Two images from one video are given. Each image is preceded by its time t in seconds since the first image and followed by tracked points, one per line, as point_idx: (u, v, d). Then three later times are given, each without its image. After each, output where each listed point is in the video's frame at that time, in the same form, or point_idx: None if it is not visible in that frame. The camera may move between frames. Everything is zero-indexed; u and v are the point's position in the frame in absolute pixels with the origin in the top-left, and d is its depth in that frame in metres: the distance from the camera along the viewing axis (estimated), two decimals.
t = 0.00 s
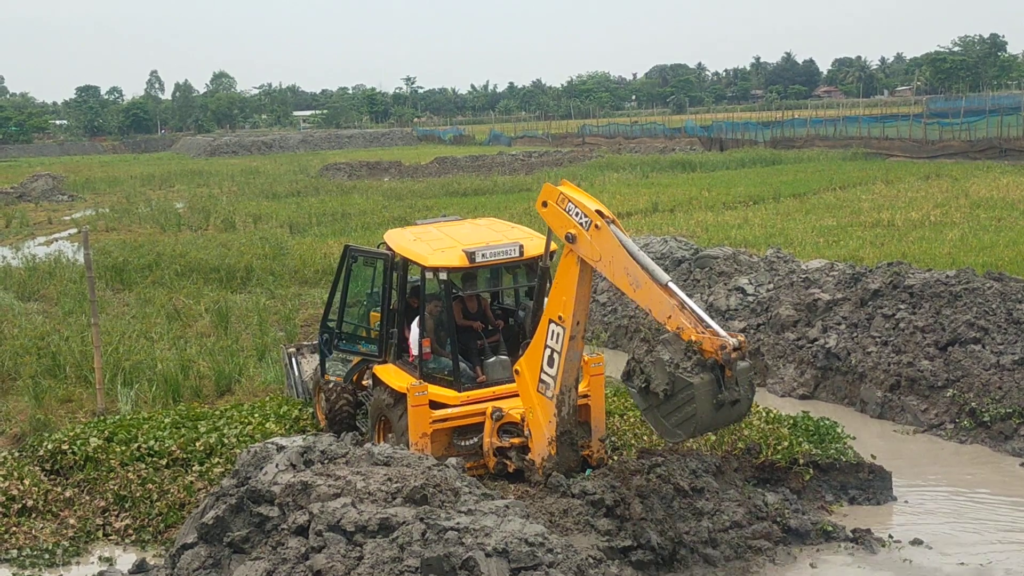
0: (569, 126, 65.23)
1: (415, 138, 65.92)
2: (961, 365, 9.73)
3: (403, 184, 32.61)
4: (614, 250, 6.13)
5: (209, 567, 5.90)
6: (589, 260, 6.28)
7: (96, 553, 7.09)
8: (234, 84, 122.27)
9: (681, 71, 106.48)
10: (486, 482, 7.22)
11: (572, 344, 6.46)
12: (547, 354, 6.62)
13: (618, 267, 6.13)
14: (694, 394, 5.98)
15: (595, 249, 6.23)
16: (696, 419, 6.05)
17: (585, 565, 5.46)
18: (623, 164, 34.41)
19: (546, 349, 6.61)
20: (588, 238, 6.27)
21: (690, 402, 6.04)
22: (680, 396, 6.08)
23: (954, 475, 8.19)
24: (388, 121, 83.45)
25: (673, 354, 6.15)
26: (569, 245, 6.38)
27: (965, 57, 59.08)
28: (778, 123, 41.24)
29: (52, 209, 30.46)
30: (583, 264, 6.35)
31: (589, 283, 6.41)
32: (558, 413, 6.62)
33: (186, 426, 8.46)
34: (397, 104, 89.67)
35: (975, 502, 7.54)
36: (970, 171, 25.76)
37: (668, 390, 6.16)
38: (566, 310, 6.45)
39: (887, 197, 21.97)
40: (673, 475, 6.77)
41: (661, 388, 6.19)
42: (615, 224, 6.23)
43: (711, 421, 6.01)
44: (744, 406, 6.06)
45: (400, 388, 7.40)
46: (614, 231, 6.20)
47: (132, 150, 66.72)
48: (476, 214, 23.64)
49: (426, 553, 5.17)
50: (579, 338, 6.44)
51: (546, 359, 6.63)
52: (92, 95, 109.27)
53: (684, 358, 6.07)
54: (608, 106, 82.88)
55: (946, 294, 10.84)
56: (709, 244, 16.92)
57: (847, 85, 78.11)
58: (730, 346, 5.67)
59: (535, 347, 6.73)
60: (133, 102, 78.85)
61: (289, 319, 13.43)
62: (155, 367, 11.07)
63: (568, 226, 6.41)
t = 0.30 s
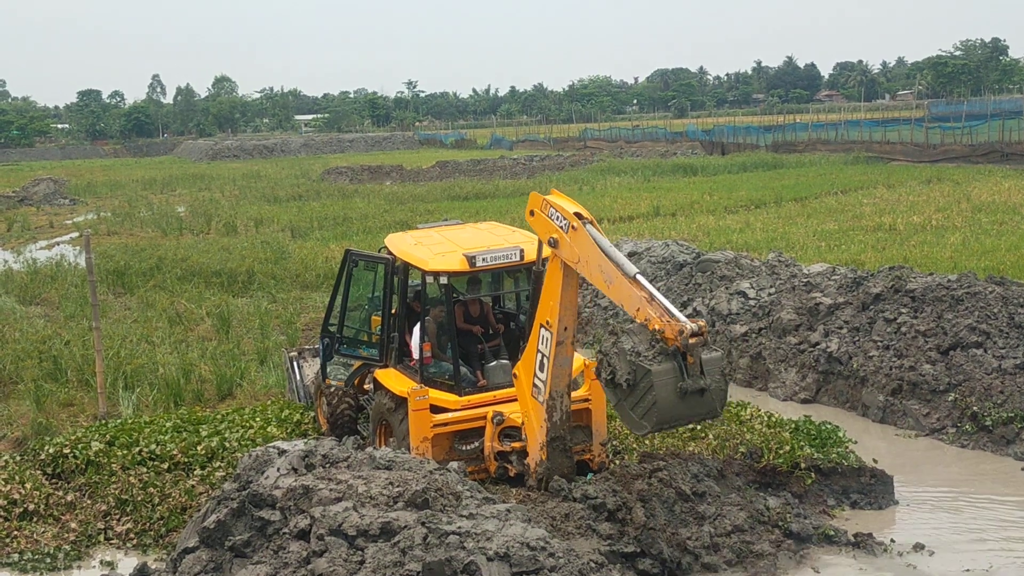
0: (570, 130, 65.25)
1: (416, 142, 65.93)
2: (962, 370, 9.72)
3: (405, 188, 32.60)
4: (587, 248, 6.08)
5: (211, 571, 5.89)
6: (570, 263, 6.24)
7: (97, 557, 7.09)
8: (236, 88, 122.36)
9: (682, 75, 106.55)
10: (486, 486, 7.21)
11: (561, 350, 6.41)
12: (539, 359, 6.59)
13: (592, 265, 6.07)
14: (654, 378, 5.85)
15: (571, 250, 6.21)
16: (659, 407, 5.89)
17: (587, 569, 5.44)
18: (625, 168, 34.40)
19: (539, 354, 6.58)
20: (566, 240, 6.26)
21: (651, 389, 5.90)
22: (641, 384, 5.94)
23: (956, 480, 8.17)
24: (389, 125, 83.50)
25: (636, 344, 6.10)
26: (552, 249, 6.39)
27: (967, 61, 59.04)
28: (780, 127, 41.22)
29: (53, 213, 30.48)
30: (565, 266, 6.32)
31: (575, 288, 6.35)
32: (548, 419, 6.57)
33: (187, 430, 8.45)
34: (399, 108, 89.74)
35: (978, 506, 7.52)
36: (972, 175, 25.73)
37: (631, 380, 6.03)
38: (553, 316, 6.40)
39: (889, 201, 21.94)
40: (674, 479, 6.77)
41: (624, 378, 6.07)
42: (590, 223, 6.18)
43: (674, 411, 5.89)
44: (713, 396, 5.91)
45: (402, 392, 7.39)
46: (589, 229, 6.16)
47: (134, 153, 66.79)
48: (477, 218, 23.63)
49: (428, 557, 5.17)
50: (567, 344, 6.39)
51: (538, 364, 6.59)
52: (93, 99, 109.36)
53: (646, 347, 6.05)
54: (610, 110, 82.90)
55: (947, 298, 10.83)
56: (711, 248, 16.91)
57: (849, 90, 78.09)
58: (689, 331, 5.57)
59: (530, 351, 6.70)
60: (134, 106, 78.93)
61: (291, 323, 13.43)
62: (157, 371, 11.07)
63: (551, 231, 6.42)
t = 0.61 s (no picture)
0: (572, 132, 65.28)
1: (419, 144, 65.95)
2: (966, 372, 9.69)
3: (407, 190, 32.62)
4: (555, 251, 6.12)
5: (213, 573, 5.87)
6: (545, 265, 6.28)
7: (99, 560, 7.09)
8: (238, 90, 122.51)
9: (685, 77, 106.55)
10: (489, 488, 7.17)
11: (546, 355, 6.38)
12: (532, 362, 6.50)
13: (557, 268, 6.10)
14: (584, 382, 5.69)
15: (544, 253, 6.26)
16: (592, 410, 5.73)
17: (589, 572, 5.40)
18: (628, 170, 34.40)
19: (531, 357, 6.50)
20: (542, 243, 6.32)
21: (583, 392, 5.73)
22: (575, 387, 5.79)
23: (959, 482, 8.14)
24: (392, 128, 83.47)
25: (575, 344, 5.91)
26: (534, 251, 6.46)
27: (970, 61, 59.00)
28: (782, 128, 41.21)
29: (56, 215, 30.49)
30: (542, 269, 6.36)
31: (559, 293, 6.32)
32: (539, 423, 6.46)
33: (190, 432, 8.44)
34: (401, 110, 89.82)
35: (981, 508, 7.50)
36: (975, 177, 25.70)
37: (566, 380, 5.86)
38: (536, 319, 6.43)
39: (892, 203, 21.92)
40: (677, 482, 6.74)
41: (562, 379, 5.91)
42: (564, 226, 6.20)
43: (604, 414, 5.72)
44: (650, 405, 5.78)
45: (405, 394, 7.36)
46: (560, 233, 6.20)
47: (136, 155, 66.86)
48: (480, 220, 23.65)
49: (430, 560, 5.15)
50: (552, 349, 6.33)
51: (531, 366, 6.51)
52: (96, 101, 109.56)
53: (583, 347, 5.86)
54: (612, 111, 82.93)
55: (951, 300, 10.78)
56: (713, 250, 16.91)
57: (851, 91, 78.10)
58: (615, 331, 5.61)
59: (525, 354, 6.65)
60: (137, 108, 79.01)
61: (293, 325, 13.42)
62: (159, 373, 11.06)
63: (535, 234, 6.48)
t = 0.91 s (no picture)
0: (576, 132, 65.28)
1: (422, 144, 65.98)
2: (970, 372, 9.68)
3: (411, 190, 32.64)
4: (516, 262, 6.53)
5: (217, 574, 5.88)
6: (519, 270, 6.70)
7: (103, 560, 7.11)
8: (242, 91, 122.67)
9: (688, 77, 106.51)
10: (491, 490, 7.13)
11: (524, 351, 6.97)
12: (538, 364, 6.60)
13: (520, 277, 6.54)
14: (486, 394, 6.06)
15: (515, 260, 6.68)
16: (493, 421, 6.13)
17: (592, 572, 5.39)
18: (631, 170, 34.39)
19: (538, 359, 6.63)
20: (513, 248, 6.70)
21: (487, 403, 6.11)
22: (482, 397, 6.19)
23: (962, 482, 8.14)
24: (395, 128, 83.43)
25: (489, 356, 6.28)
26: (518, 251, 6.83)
27: (974, 62, 58.88)
28: (786, 128, 41.19)
29: (59, 216, 30.52)
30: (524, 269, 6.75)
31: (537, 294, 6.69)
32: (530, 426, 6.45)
33: (194, 433, 8.46)
34: (404, 111, 89.86)
35: (984, 508, 7.50)
36: (980, 177, 25.67)
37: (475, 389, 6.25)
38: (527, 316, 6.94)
39: (896, 203, 21.90)
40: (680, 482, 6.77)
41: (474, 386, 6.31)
42: (528, 234, 6.42)
43: (503, 426, 6.12)
44: (550, 421, 6.15)
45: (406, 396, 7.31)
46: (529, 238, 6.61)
47: (140, 156, 66.93)
48: (484, 221, 23.67)
49: (433, 560, 5.15)
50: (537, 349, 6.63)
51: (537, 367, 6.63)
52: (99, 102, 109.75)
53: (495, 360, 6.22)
54: (616, 112, 82.93)
55: (954, 300, 10.77)
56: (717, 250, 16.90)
57: (855, 91, 78.03)
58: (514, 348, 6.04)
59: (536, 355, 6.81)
60: (141, 109, 79.11)
61: (297, 326, 13.44)
62: (162, 374, 11.08)
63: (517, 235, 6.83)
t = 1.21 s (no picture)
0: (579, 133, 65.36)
1: (426, 145, 66.05)
2: (974, 372, 9.65)
3: (414, 191, 32.70)
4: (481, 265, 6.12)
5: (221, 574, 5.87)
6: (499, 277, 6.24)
7: (107, 561, 7.12)
8: (245, 92, 122.89)
9: (691, 78, 106.56)
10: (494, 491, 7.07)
11: (511, 362, 6.21)
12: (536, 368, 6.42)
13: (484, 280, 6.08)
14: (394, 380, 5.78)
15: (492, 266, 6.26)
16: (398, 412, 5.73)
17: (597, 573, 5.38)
18: (635, 170, 34.41)
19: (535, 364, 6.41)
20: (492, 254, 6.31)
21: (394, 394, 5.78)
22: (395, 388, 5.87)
23: (966, 483, 8.12)
24: (398, 129, 83.50)
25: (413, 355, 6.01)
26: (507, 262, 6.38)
27: (978, 62, 58.82)
28: (789, 128, 41.19)
29: (63, 217, 30.60)
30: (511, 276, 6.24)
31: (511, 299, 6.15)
32: (510, 425, 6.35)
33: (198, 433, 8.46)
34: (408, 112, 90.00)
35: (988, 509, 7.49)
36: (983, 177, 25.66)
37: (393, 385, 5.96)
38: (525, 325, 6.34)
39: (899, 203, 21.89)
40: (685, 484, 6.77)
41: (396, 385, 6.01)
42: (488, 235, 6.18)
43: (406, 417, 5.69)
44: (454, 415, 5.60)
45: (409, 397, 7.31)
46: (486, 241, 6.12)
47: (144, 157, 67.05)
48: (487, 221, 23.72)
49: (437, 560, 5.15)
50: (514, 355, 6.18)
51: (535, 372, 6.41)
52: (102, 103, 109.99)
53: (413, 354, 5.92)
54: (619, 112, 83.00)
55: (958, 300, 10.75)
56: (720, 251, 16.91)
57: (859, 92, 78.03)
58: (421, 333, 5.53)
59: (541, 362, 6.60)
60: (144, 110, 79.22)
61: (300, 327, 13.47)
62: (166, 375, 11.09)
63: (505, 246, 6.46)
